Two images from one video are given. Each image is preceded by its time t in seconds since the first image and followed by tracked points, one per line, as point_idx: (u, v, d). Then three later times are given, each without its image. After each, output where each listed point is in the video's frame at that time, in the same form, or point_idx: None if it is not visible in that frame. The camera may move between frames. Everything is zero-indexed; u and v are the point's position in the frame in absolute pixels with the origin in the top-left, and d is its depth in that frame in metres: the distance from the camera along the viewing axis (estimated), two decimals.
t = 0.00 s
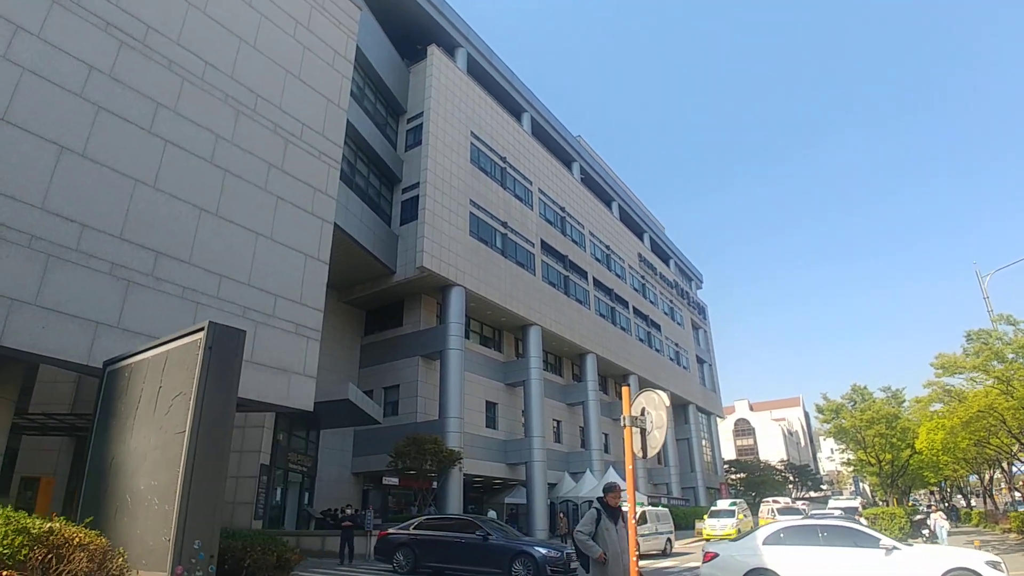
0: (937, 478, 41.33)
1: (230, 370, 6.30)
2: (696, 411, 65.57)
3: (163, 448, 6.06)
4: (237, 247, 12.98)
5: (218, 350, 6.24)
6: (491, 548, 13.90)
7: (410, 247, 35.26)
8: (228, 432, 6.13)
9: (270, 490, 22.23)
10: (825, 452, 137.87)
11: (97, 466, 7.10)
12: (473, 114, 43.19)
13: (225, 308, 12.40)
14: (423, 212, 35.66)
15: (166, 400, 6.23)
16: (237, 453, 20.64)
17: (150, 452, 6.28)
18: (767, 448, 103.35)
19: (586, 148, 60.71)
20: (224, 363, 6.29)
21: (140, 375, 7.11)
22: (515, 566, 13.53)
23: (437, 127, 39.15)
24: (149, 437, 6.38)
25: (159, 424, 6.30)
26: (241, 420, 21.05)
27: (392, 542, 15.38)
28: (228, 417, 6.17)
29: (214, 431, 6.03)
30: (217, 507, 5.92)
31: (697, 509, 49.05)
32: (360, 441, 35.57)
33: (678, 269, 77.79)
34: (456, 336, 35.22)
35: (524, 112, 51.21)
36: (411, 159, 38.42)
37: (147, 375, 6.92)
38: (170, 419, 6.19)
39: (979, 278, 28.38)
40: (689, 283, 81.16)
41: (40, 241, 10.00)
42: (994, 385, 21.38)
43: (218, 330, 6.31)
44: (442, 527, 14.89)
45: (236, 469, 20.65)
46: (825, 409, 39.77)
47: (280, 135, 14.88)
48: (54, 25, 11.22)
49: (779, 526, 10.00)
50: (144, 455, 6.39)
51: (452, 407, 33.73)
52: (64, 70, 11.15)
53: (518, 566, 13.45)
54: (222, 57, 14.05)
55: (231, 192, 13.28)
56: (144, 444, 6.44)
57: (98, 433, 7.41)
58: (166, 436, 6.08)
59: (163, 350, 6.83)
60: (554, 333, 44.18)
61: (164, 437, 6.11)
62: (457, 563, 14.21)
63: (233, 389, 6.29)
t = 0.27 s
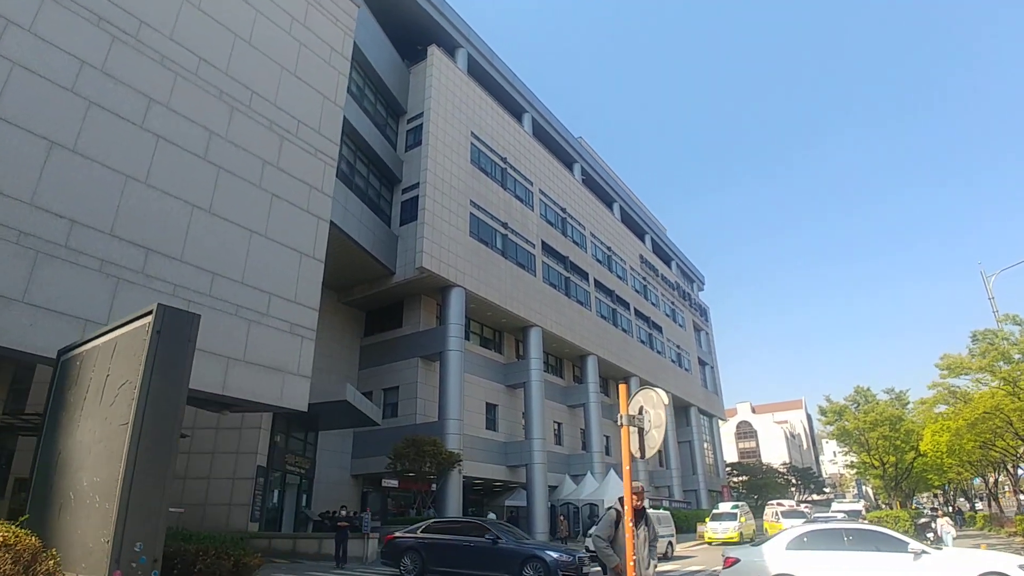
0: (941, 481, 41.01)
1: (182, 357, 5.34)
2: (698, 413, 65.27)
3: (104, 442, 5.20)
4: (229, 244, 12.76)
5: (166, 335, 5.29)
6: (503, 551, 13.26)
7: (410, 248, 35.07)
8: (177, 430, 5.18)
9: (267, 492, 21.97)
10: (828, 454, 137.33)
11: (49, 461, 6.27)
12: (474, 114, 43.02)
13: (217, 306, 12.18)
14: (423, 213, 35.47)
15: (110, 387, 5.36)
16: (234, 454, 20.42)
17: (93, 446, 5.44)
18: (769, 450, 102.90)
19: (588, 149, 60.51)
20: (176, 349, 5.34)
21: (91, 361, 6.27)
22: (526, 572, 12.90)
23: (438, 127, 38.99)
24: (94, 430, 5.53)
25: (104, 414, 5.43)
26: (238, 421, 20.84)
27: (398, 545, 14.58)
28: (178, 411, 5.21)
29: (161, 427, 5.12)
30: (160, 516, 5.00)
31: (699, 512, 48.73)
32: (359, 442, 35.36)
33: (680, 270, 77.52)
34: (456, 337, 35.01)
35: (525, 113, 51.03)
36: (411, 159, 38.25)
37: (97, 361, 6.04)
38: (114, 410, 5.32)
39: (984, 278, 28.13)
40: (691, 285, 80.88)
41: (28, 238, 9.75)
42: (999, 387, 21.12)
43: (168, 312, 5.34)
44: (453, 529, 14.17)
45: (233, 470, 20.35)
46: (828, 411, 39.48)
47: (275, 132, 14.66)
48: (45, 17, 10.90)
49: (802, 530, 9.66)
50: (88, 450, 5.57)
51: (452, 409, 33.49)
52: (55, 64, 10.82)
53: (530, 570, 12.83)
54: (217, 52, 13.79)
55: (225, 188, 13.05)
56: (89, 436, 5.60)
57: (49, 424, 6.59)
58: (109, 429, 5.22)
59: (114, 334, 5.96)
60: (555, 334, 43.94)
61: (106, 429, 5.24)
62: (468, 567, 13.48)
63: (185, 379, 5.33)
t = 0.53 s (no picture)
0: (951, 482, 40.46)
1: (135, 333, 4.51)
2: (704, 414, 64.79)
3: (45, 428, 4.37)
4: (227, 240, 12.59)
5: (115, 308, 4.45)
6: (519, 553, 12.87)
7: (414, 247, 34.87)
8: (127, 415, 4.38)
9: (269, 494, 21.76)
10: (836, 456, 136.29)
11: None
12: (478, 113, 42.83)
13: (215, 302, 12.00)
14: (427, 212, 35.29)
15: (55, 365, 4.50)
16: (235, 454, 20.23)
17: (36, 434, 4.60)
18: (776, 452, 102.21)
19: (593, 149, 60.22)
20: (128, 324, 4.50)
21: (37, 338, 5.37)
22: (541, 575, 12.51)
23: (441, 127, 38.84)
24: (36, 414, 4.71)
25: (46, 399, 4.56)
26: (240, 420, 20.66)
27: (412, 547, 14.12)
28: (127, 394, 4.40)
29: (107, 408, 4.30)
30: (106, 502, 4.23)
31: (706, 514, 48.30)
32: (363, 443, 35.17)
33: (686, 271, 77.11)
34: (459, 337, 34.79)
35: (530, 112, 50.81)
36: (414, 159, 38.10)
37: (44, 335, 5.14)
38: (57, 391, 4.46)
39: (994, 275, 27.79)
40: (697, 285, 80.47)
41: (20, 232, 9.59)
42: (1010, 385, 20.75)
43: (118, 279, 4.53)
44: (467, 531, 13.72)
45: (235, 470, 20.17)
46: (836, 412, 39.05)
47: (275, 127, 14.48)
48: (39, 11, 10.73)
49: (834, 531, 9.19)
50: (32, 435, 4.73)
51: (456, 409, 33.27)
52: (49, 58, 10.64)
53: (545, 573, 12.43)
54: (216, 47, 13.61)
55: (223, 184, 12.89)
56: (32, 419, 4.78)
57: None
58: (50, 412, 4.37)
59: (61, 310, 5.07)
60: (560, 334, 43.64)
61: (48, 415, 4.41)
62: (483, 570, 13.09)
63: (137, 357, 4.50)
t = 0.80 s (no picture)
0: (970, 482, 39.69)
1: (87, 323, 4.29)
2: (717, 413, 64.15)
3: None
4: (232, 239, 12.47)
5: (67, 290, 4.27)
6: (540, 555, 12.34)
7: (423, 247, 34.73)
8: (77, 408, 4.14)
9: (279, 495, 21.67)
10: (850, 455, 134.73)
11: None
12: (486, 112, 42.65)
13: (220, 302, 11.89)
14: (435, 212, 35.15)
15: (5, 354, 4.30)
16: (245, 455, 20.15)
17: None
18: (790, 451, 101.16)
19: (602, 147, 59.83)
20: (80, 312, 4.29)
21: None
22: None
23: (449, 126, 38.71)
24: None
25: None
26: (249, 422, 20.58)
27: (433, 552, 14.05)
28: (77, 387, 4.20)
29: (52, 399, 4.07)
30: (52, 500, 4.02)
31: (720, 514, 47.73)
32: (374, 444, 35.06)
33: (697, 269, 76.50)
34: (469, 337, 34.61)
35: (538, 111, 50.54)
36: (423, 159, 37.98)
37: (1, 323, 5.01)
38: (5, 379, 4.26)
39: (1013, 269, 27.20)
40: (708, 284, 79.81)
41: (22, 231, 9.48)
42: None
43: (71, 261, 4.35)
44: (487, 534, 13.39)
45: (244, 471, 20.10)
46: (852, 410, 38.41)
47: (279, 125, 14.36)
48: (41, 9, 10.63)
49: (878, 531, 8.66)
50: None
51: (466, 410, 33.08)
52: (51, 57, 10.53)
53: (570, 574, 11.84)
54: (219, 45, 13.49)
55: (227, 182, 12.78)
56: None
57: None
58: None
59: (20, 298, 4.90)
60: (571, 334, 43.33)
61: None
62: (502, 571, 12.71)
63: (89, 349, 4.29)
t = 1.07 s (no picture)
0: (995, 479, 38.76)
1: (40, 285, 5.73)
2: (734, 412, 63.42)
3: None
4: (240, 237, 12.41)
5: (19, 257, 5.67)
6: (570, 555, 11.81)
7: (435, 246, 34.65)
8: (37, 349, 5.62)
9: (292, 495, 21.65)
10: (870, 454, 132.67)
11: None
12: (497, 111, 42.48)
13: (228, 300, 11.83)
14: (447, 211, 35.06)
15: None
16: (258, 455, 20.15)
17: None
18: (809, 450, 99.84)
19: (614, 144, 59.46)
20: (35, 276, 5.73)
21: None
22: None
23: (460, 125, 38.60)
24: None
25: None
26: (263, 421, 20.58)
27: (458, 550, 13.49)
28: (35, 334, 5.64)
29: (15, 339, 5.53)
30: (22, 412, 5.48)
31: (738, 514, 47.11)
32: (388, 444, 35.02)
33: (712, 266, 75.71)
34: (482, 336, 34.47)
35: (550, 109, 50.30)
36: (434, 158, 37.90)
37: None
38: None
39: None
40: (724, 281, 78.98)
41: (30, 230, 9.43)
42: None
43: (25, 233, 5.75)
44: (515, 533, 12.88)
45: (258, 471, 20.10)
46: (872, 407, 37.70)
47: (287, 123, 14.28)
48: (48, 8, 10.55)
49: (923, 528, 8.26)
50: None
51: (480, 409, 32.94)
52: (59, 55, 10.46)
53: None
54: (226, 42, 13.42)
55: (235, 180, 12.71)
56: None
57: None
58: None
59: None
60: (584, 332, 43.02)
61: None
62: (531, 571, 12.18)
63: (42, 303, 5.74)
